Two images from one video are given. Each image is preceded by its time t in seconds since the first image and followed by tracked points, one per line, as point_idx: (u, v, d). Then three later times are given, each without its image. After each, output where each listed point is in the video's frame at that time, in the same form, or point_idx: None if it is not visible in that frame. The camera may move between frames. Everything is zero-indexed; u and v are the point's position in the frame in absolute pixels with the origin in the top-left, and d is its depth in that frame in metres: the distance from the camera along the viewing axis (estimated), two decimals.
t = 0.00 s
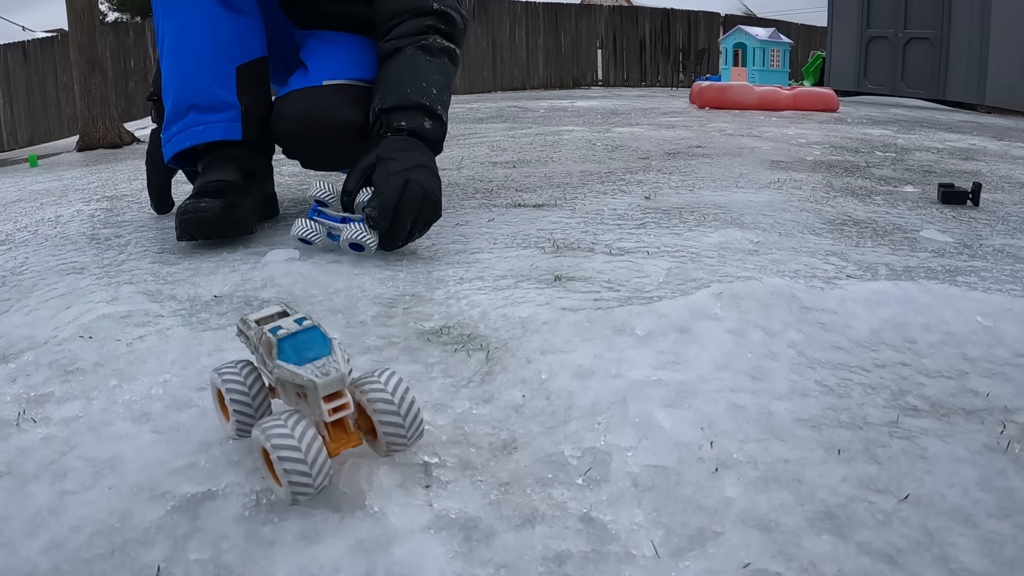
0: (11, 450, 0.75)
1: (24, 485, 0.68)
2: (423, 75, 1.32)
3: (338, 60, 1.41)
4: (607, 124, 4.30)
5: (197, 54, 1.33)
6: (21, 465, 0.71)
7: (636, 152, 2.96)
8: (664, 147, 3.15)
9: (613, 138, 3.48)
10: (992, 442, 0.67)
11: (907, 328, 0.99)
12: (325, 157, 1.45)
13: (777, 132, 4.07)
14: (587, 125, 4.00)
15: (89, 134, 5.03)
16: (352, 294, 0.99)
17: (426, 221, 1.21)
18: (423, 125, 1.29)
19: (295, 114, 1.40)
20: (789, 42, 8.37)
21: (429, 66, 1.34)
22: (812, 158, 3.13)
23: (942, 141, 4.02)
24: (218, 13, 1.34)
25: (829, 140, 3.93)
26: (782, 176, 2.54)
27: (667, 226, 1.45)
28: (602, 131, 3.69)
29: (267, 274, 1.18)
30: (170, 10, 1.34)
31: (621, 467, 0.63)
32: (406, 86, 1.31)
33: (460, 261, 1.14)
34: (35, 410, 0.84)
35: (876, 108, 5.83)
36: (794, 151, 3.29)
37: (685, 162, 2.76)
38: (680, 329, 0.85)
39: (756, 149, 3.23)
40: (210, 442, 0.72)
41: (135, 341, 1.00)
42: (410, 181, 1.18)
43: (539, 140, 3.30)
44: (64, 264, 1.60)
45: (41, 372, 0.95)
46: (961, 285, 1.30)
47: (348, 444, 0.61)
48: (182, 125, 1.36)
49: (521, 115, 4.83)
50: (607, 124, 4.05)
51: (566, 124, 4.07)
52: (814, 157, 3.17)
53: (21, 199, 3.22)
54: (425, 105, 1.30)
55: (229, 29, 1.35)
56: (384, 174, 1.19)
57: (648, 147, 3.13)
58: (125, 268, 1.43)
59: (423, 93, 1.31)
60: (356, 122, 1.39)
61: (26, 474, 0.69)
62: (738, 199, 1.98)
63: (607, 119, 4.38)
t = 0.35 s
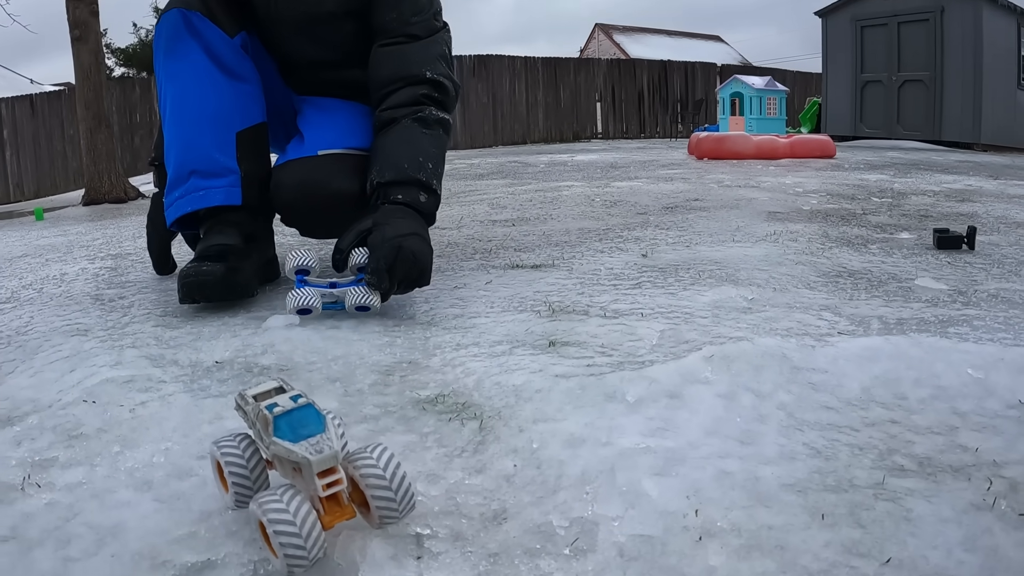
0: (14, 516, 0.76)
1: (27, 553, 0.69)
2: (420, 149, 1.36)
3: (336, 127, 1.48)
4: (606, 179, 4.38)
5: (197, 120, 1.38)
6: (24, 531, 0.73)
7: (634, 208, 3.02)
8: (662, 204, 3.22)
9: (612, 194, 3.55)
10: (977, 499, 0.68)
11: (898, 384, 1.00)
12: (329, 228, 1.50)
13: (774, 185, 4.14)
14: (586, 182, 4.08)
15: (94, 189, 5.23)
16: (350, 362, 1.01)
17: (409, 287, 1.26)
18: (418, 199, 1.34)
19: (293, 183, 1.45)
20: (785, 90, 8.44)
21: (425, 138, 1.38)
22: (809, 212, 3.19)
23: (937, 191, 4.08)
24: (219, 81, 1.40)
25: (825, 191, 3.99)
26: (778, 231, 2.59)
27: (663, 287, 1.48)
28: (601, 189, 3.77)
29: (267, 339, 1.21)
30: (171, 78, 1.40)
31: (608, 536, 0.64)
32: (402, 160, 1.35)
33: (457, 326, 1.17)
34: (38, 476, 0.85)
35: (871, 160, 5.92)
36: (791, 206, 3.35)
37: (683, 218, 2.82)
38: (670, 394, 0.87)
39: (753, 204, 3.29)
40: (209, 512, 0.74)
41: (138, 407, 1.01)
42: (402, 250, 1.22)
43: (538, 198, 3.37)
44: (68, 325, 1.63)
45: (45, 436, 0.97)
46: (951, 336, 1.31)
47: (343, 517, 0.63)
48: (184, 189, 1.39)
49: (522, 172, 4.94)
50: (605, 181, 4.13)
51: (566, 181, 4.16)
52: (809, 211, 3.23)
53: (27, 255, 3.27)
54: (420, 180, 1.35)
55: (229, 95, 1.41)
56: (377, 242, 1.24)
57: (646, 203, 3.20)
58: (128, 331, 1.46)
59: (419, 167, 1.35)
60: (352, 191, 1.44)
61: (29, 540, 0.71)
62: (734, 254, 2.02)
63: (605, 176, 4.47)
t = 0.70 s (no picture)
0: None
1: None
2: (454, 182, 1.52)
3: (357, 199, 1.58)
4: (605, 227, 4.51)
5: (209, 194, 1.48)
6: None
7: (629, 261, 3.13)
8: (658, 255, 3.33)
9: (609, 245, 3.66)
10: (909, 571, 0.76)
11: (857, 453, 1.07)
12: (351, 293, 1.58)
13: (769, 233, 4.25)
14: (585, 232, 4.21)
15: (102, 233, 5.44)
16: (348, 433, 1.09)
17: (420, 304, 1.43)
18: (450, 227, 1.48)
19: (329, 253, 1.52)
20: (785, 128, 8.64)
21: (455, 173, 1.54)
22: (801, 262, 3.29)
23: (931, 235, 4.17)
24: (228, 153, 1.50)
25: (819, 238, 4.09)
26: (769, 285, 2.69)
27: (648, 351, 1.56)
28: (600, 239, 3.89)
29: (272, 406, 1.29)
30: (182, 147, 1.50)
31: None
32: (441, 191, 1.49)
33: (449, 395, 1.25)
34: (60, 541, 0.93)
35: (867, 204, 6.03)
36: (784, 255, 3.45)
37: (677, 271, 2.91)
38: (639, 469, 0.94)
39: (747, 255, 3.40)
40: None
41: (151, 473, 1.10)
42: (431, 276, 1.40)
43: (538, 250, 3.49)
44: (82, 384, 1.72)
45: (65, 499, 1.05)
46: (917, 399, 1.38)
47: None
48: (194, 260, 1.48)
49: (523, 219, 5.08)
50: (604, 230, 4.26)
51: (565, 231, 4.30)
52: (802, 261, 3.33)
53: (39, 302, 3.37)
54: (452, 209, 1.50)
55: (241, 169, 1.51)
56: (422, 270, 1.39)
57: (642, 255, 3.32)
58: (139, 392, 1.54)
59: (455, 198, 1.51)
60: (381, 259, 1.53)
61: None
62: (723, 312, 2.11)
63: (604, 225, 4.60)
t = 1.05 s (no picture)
0: None
1: None
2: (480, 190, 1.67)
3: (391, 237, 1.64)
4: (609, 262, 4.56)
5: (235, 237, 1.52)
6: None
7: (634, 296, 3.18)
8: (663, 290, 3.38)
9: (614, 280, 3.70)
10: None
11: (854, 489, 1.09)
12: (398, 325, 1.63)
13: (773, 266, 4.30)
14: (590, 266, 4.26)
15: (111, 264, 5.55)
16: (356, 471, 1.12)
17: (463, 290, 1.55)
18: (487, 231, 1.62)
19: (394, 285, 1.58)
20: (790, 159, 8.75)
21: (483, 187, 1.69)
22: (804, 295, 3.32)
23: (934, 265, 4.20)
24: (257, 194, 1.55)
25: (823, 269, 4.13)
26: (771, 319, 2.72)
27: (650, 388, 1.59)
28: (605, 274, 3.94)
29: (281, 444, 1.33)
30: (214, 184, 1.54)
31: None
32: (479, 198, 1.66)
33: (455, 433, 1.28)
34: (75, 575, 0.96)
35: (870, 234, 6.06)
36: (786, 288, 3.48)
37: (680, 306, 2.95)
38: (639, 506, 0.97)
39: (751, 289, 3.44)
40: None
41: (163, 508, 1.12)
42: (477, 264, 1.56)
43: (543, 285, 3.53)
44: (93, 419, 1.75)
45: (78, 533, 1.08)
46: (914, 435, 1.40)
47: None
48: (213, 298, 1.51)
49: (529, 253, 5.15)
50: (609, 265, 4.31)
51: (570, 265, 4.35)
52: (805, 294, 3.36)
53: (48, 334, 3.41)
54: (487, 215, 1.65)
55: (269, 212, 1.56)
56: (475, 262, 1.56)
57: (647, 289, 3.38)
58: (150, 428, 1.57)
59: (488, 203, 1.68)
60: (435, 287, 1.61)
61: None
62: (725, 348, 2.15)
63: (608, 260, 4.66)
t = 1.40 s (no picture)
0: None
1: None
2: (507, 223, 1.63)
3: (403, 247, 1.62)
4: (616, 272, 4.56)
5: (251, 239, 1.51)
6: None
7: (642, 306, 3.17)
8: (671, 300, 3.37)
9: (621, 290, 3.69)
10: None
11: (877, 493, 1.07)
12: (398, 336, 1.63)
13: (781, 275, 4.28)
14: (597, 277, 4.26)
15: (116, 274, 5.55)
16: (371, 479, 1.11)
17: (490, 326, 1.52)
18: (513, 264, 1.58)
19: (393, 296, 1.58)
20: (794, 169, 8.73)
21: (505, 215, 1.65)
22: (814, 304, 3.31)
23: (942, 273, 4.19)
24: (275, 198, 1.54)
25: (830, 278, 4.12)
26: (782, 328, 2.70)
27: (665, 396, 1.58)
28: (612, 284, 3.93)
29: (292, 451, 1.31)
30: (231, 186, 1.54)
31: None
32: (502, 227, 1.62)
33: (471, 441, 1.27)
34: None
35: (877, 242, 6.04)
36: (795, 298, 3.47)
37: (689, 315, 2.93)
38: (661, 512, 0.95)
39: (759, 298, 3.43)
40: None
41: (174, 515, 1.11)
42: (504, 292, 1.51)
43: (550, 295, 3.53)
44: (99, 426, 1.73)
45: (88, 540, 1.06)
46: (934, 439, 1.37)
47: None
48: (224, 299, 1.51)
49: (535, 265, 5.14)
50: (616, 276, 4.31)
51: (577, 276, 4.34)
52: (814, 302, 3.35)
53: (53, 342, 3.40)
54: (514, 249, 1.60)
55: (286, 216, 1.55)
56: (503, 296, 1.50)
57: (655, 298, 3.38)
58: (158, 436, 1.56)
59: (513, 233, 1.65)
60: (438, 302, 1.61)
61: None
62: (737, 356, 2.13)
63: (615, 270, 4.66)
